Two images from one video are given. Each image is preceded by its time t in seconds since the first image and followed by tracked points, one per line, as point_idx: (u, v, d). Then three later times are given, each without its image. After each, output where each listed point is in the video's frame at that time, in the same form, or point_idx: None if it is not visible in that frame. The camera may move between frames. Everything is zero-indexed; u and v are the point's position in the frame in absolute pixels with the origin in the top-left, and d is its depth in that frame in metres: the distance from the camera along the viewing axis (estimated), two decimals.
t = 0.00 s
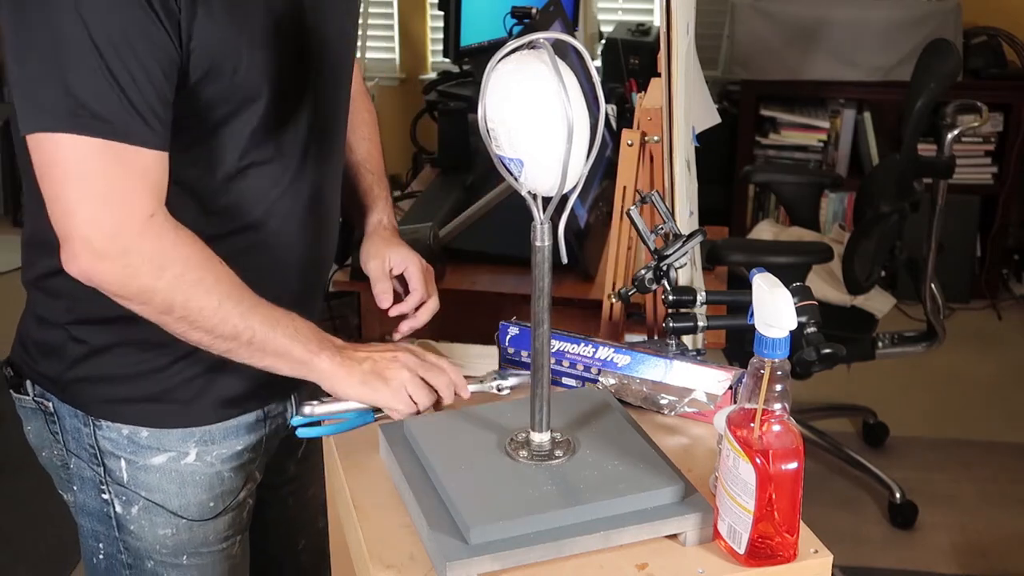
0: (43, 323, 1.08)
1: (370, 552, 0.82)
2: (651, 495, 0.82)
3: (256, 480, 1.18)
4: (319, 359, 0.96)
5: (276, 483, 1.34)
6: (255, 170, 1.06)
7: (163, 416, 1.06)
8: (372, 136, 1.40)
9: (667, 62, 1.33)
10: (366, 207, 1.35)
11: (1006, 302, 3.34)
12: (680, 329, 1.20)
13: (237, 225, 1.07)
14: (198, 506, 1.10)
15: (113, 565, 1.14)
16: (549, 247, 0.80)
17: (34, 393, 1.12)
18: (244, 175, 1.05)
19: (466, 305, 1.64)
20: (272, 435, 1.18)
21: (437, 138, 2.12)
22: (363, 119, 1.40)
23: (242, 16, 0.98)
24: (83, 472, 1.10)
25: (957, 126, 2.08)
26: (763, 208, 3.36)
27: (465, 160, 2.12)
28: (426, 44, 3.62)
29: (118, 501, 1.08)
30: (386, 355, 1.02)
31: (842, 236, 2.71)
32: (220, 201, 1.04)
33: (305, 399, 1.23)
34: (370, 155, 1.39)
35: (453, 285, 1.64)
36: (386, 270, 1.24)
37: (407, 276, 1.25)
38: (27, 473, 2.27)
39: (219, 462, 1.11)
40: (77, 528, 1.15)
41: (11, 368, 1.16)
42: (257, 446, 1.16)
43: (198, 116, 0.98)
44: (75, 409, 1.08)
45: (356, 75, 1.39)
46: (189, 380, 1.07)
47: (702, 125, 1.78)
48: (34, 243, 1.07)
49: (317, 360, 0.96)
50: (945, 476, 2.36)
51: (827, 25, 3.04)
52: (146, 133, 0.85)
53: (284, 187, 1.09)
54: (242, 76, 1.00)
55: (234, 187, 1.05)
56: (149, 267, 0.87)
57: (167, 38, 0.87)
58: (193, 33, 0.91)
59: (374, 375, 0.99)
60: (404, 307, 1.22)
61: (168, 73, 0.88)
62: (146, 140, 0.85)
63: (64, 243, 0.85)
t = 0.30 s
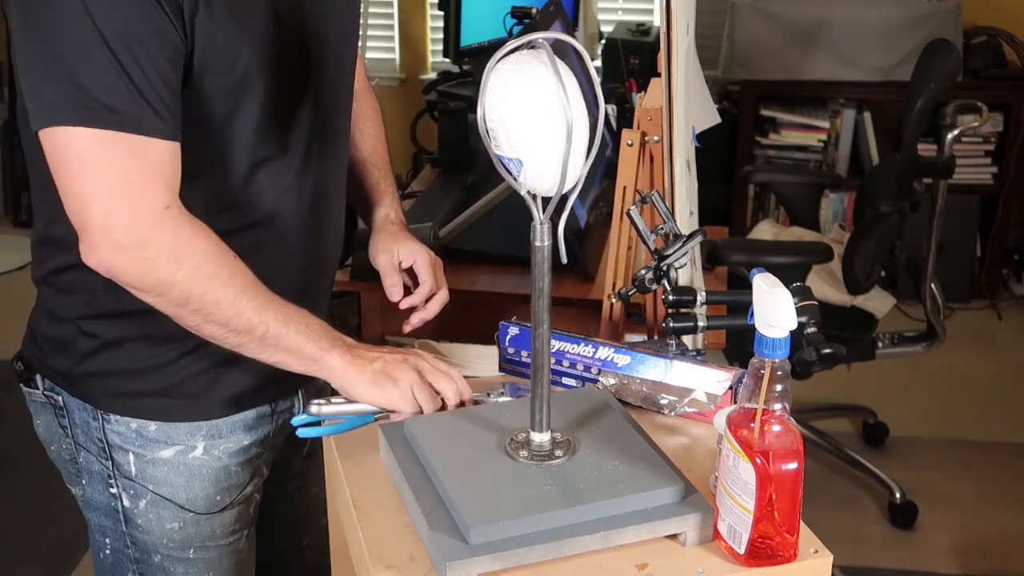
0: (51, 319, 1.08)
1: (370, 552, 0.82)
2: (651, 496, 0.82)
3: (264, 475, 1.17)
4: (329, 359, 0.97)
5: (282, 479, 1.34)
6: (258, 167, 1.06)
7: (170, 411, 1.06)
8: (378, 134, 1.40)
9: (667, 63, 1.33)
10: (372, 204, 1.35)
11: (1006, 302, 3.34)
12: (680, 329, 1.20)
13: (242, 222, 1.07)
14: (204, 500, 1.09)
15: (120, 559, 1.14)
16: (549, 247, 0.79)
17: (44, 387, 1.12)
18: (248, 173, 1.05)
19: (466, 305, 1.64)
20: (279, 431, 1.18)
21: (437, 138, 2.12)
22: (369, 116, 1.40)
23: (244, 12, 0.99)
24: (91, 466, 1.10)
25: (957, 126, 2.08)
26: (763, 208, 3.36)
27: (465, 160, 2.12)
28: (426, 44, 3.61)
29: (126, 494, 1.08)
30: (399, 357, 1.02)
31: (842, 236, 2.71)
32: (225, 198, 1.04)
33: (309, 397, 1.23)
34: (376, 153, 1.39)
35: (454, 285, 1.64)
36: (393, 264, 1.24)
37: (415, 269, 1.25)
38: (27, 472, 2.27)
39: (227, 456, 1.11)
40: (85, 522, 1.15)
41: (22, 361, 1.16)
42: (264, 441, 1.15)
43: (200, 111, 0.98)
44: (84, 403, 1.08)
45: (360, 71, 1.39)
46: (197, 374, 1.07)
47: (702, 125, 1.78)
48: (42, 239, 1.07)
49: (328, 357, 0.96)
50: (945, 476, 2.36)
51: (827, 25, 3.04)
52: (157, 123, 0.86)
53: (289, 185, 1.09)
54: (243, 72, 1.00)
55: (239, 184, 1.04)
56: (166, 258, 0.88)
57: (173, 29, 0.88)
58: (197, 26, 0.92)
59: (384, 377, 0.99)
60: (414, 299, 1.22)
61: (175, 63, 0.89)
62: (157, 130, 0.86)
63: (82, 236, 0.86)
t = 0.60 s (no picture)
0: (52, 319, 1.08)
1: (370, 553, 0.82)
2: (651, 495, 0.82)
3: (263, 478, 1.18)
4: (337, 355, 0.97)
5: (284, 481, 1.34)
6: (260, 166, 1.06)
7: (171, 412, 1.06)
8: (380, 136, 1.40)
9: (667, 63, 1.33)
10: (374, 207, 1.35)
11: (1005, 302, 3.34)
12: (680, 329, 1.20)
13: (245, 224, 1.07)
14: (204, 504, 1.10)
15: (120, 562, 1.14)
16: (549, 247, 0.80)
17: (45, 388, 1.12)
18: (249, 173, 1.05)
19: (465, 305, 1.64)
20: (280, 435, 1.18)
21: (437, 138, 2.12)
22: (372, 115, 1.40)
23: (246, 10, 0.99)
24: (91, 468, 1.11)
25: (957, 126, 2.08)
26: (763, 208, 3.36)
27: (465, 160, 2.12)
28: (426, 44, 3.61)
29: (126, 497, 1.09)
30: (403, 351, 1.02)
31: (842, 236, 2.70)
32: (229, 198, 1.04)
33: (312, 399, 1.22)
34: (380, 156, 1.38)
35: (454, 285, 1.64)
36: (396, 266, 1.24)
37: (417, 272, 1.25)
38: (27, 472, 2.27)
39: (226, 460, 1.11)
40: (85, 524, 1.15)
41: (23, 362, 1.15)
42: (264, 445, 1.15)
43: (203, 109, 0.98)
44: (84, 404, 1.08)
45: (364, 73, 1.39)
46: (197, 376, 1.07)
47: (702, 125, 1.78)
48: (43, 240, 1.07)
49: (336, 354, 0.97)
50: (945, 476, 2.36)
51: (827, 25, 3.04)
52: (162, 115, 0.86)
53: (291, 184, 1.09)
54: (244, 71, 1.00)
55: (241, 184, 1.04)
56: (178, 253, 0.88)
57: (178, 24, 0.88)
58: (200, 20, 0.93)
59: (390, 369, 0.99)
60: (415, 302, 1.22)
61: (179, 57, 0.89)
62: (163, 123, 0.86)
63: (93, 233, 0.86)
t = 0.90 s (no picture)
0: (47, 323, 1.08)
1: (370, 553, 0.82)
2: (651, 496, 0.82)
3: (256, 486, 1.17)
4: (328, 349, 0.93)
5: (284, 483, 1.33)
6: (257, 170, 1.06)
7: (162, 420, 1.06)
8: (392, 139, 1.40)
9: (667, 62, 1.33)
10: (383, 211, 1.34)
11: (1006, 302, 3.34)
12: (680, 329, 1.20)
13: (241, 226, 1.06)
14: (194, 513, 1.09)
15: (113, 565, 1.15)
16: (549, 247, 0.80)
17: (39, 393, 1.12)
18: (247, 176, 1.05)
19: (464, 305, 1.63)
20: (273, 442, 1.17)
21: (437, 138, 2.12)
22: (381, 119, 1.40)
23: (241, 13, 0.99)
24: (83, 474, 1.11)
25: (957, 126, 2.08)
26: (763, 208, 3.36)
27: (465, 160, 2.12)
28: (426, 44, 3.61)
29: (117, 504, 1.09)
30: (399, 338, 0.95)
31: (842, 236, 2.71)
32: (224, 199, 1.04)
33: (312, 402, 1.22)
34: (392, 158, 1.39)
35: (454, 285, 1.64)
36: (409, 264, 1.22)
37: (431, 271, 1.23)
38: (28, 473, 2.27)
39: (217, 469, 1.10)
40: (78, 528, 1.16)
41: (18, 366, 1.15)
42: (256, 454, 1.15)
43: (196, 114, 0.98)
44: (76, 411, 1.08)
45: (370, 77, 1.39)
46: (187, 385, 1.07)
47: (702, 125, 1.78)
48: (37, 242, 1.07)
49: (330, 347, 0.93)
50: (945, 476, 2.36)
51: (826, 25, 3.04)
52: (139, 121, 0.86)
53: (287, 188, 1.09)
54: (238, 73, 1.00)
55: (238, 187, 1.05)
56: (149, 258, 0.87)
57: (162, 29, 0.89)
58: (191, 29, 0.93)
59: (384, 365, 0.93)
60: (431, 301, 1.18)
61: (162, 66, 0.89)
62: (139, 129, 0.86)
63: (58, 235, 0.86)
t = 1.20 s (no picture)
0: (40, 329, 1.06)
1: (370, 553, 0.82)
2: (652, 496, 0.82)
3: (249, 492, 1.14)
4: (364, 298, 0.81)
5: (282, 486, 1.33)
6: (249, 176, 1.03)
7: (150, 429, 1.02)
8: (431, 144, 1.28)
9: (667, 62, 1.32)
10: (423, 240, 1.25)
11: (1005, 302, 3.34)
12: (680, 329, 1.20)
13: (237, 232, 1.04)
14: (183, 521, 1.06)
15: (104, 569, 1.14)
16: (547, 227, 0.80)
17: (30, 397, 1.10)
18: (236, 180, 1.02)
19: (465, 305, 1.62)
20: (265, 452, 1.14)
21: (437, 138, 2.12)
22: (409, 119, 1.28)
23: (218, 16, 0.97)
24: (73, 479, 1.09)
25: (957, 126, 2.08)
26: (763, 208, 3.37)
27: (465, 160, 2.12)
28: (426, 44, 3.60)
29: (105, 510, 1.07)
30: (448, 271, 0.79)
31: (842, 236, 2.70)
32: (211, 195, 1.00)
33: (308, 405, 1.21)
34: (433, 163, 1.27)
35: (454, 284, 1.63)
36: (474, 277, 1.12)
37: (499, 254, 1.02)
38: (28, 473, 2.26)
39: (206, 478, 1.07)
40: (69, 532, 1.15)
41: (12, 369, 1.14)
42: (247, 462, 1.12)
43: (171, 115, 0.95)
44: (64, 416, 1.06)
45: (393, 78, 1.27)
46: (174, 396, 1.03)
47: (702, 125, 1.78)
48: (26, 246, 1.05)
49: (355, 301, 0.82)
50: (944, 476, 2.37)
51: (827, 25, 3.04)
52: (125, 124, 0.82)
53: (276, 192, 1.06)
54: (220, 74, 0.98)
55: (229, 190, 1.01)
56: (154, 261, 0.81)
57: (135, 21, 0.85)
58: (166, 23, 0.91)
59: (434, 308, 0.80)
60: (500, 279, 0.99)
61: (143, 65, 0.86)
62: (125, 132, 0.82)
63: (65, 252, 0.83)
